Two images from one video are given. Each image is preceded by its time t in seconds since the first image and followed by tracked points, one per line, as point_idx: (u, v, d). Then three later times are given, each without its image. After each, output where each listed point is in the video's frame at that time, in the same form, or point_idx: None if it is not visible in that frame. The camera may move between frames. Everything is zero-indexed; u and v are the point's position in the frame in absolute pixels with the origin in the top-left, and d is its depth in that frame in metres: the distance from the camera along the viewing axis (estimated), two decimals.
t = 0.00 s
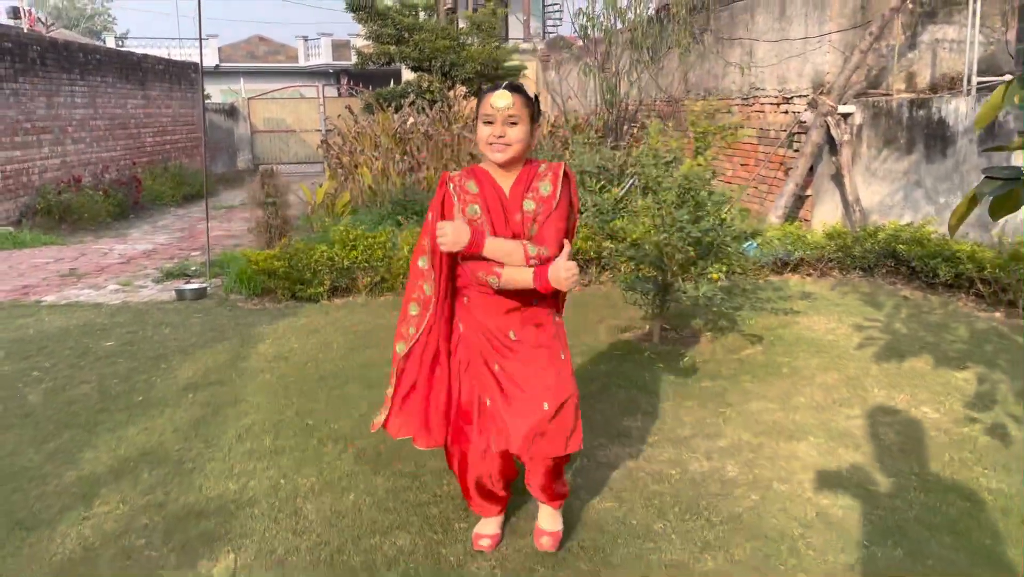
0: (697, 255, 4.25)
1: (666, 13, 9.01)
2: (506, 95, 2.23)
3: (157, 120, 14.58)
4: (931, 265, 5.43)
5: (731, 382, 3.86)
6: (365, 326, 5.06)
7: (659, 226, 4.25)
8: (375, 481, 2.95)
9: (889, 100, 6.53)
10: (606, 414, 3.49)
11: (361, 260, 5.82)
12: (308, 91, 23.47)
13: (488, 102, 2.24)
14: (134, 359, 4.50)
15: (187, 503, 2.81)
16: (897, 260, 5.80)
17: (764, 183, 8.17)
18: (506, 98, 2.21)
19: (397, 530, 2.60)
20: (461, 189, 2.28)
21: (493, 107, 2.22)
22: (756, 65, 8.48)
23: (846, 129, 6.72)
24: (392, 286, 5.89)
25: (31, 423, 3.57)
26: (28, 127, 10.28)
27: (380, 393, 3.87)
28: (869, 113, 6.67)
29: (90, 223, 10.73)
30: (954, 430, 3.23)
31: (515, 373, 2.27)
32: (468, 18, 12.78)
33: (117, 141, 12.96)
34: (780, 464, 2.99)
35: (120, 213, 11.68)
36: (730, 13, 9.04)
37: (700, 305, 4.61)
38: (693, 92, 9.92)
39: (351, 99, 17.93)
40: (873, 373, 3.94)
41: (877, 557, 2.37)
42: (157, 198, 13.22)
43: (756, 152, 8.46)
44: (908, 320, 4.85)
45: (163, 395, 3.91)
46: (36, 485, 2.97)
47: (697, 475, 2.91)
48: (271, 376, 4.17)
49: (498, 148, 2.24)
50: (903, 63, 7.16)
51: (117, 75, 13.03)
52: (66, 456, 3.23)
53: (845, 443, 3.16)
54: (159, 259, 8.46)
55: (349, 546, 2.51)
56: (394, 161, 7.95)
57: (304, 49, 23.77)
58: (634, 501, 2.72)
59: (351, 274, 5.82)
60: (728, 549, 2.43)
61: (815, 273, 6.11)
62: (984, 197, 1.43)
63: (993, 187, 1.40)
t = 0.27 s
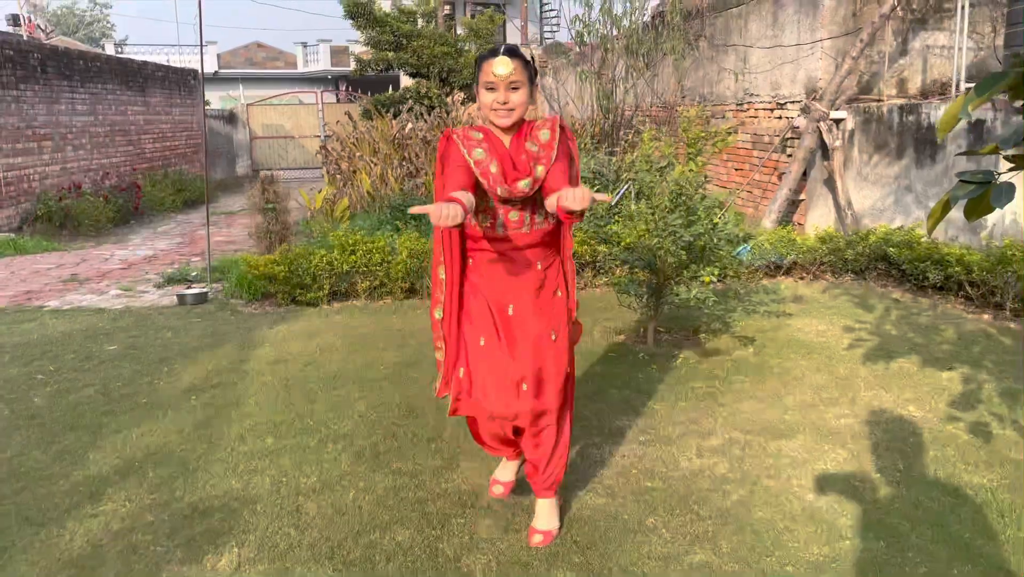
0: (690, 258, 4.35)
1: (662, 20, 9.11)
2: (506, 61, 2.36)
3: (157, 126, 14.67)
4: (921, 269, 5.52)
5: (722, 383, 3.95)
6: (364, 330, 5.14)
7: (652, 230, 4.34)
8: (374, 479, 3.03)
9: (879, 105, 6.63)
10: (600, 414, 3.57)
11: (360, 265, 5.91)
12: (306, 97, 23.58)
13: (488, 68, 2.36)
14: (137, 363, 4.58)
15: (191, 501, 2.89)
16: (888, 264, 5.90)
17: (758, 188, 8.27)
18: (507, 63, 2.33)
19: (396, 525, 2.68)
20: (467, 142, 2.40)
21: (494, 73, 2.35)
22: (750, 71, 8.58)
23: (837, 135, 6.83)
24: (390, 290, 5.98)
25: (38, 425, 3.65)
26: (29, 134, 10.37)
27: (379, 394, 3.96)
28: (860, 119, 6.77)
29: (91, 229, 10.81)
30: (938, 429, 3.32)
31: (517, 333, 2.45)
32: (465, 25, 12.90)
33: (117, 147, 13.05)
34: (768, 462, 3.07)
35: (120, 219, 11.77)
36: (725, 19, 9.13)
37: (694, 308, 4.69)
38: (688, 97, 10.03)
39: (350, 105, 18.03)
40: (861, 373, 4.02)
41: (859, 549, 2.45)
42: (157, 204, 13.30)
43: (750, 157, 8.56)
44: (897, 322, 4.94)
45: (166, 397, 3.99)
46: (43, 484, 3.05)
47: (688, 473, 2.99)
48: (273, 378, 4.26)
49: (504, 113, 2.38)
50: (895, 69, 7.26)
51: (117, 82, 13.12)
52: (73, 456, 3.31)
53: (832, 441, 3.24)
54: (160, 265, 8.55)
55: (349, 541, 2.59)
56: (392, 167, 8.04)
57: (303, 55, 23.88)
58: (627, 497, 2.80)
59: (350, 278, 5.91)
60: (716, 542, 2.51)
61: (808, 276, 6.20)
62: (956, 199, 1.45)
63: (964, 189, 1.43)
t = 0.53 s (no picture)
0: (682, 259, 4.46)
1: (655, 26, 9.23)
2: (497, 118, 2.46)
3: (155, 132, 14.76)
4: (910, 269, 5.63)
5: (713, 380, 4.04)
6: (363, 331, 5.24)
7: (644, 232, 4.44)
8: (375, 474, 3.12)
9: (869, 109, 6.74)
10: (593, 411, 3.67)
11: (359, 267, 6.01)
12: (304, 103, 23.70)
13: (479, 125, 2.47)
14: (140, 364, 4.67)
15: (197, 496, 2.97)
16: (877, 264, 6.00)
17: (751, 191, 8.39)
18: (497, 119, 2.44)
19: (396, 517, 2.77)
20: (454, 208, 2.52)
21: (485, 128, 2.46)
22: (743, 76, 8.70)
23: (828, 139, 6.94)
24: (388, 292, 6.08)
25: (44, 424, 3.74)
26: (29, 141, 10.46)
27: (378, 393, 4.05)
28: (849, 122, 6.90)
29: (91, 234, 10.90)
30: (922, 422, 3.42)
31: (512, 370, 2.56)
32: (461, 31, 13.04)
33: (116, 153, 13.13)
34: (757, 455, 3.17)
35: (119, 224, 11.85)
36: (718, 25, 9.25)
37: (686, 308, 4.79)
38: (682, 102, 10.16)
39: (347, 110, 18.14)
40: (849, 370, 4.12)
41: (843, 537, 2.54)
42: (155, 210, 13.38)
43: (743, 160, 8.67)
44: (886, 320, 5.04)
45: (170, 397, 4.08)
46: (52, 480, 3.13)
47: (678, 465, 3.09)
48: (274, 378, 4.34)
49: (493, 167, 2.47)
50: (884, 73, 7.39)
51: (116, 89, 13.21)
52: (80, 453, 3.39)
53: (819, 435, 3.34)
54: (160, 269, 8.64)
55: (350, 533, 2.68)
56: (390, 171, 8.15)
57: (300, 61, 24.01)
58: (618, 490, 2.90)
59: (349, 281, 6.01)
60: (705, 531, 2.60)
61: (799, 277, 6.31)
62: (931, 200, 1.46)
63: (937, 188, 1.44)
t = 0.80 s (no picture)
0: (673, 259, 4.55)
1: (648, 30, 9.34)
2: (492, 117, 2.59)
3: (151, 137, 14.83)
4: (898, 269, 5.74)
5: (705, 377, 4.15)
6: (361, 332, 5.33)
7: (638, 233, 4.54)
8: (376, 468, 3.21)
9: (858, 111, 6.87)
10: (588, 406, 3.77)
11: (357, 269, 6.10)
12: (299, 107, 23.79)
13: (477, 125, 2.58)
14: (143, 365, 4.76)
15: (203, 490, 3.06)
16: (867, 264, 6.12)
17: (743, 192, 8.50)
18: (493, 120, 2.56)
19: (397, 508, 2.87)
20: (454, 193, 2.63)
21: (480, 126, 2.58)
22: (734, 79, 8.81)
23: (818, 141, 7.03)
24: (386, 293, 6.18)
25: (51, 423, 3.83)
26: (26, 146, 10.52)
27: (378, 391, 4.14)
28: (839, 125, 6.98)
29: (88, 239, 10.97)
30: (907, 416, 3.53)
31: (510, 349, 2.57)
32: (455, 35, 13.15)
33: (112, 158, 13.20)
34: (746, 448, 3.27)
35: (116, 229, 11.92)
36: (710, 29, 9.37)
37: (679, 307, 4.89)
38: (675, 105, 10.28)
39: (343, 114, 18.24)
40: (837, 367, 4.23)
41: (827, 524, 2.64)
42: (152, 214, 13.46)
43: (735, 163, 8.78)
44: (874, 319, 5.15)
45: (174, 396, 4.17)
46: (61, 476, 3.22)
47: (671, 458, 3.19)
48: (275, 378, 4.43)
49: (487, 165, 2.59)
50: (873, 77, 7.52)
51: (112, 94, 13.28)
52: (88, 451, 3.48)
53: (806, 428, 3.44)
54: (158, 272, 8.71)
55: (353, 523, 2.77)
56: (386, 175, 8.25)
57: (294, 65, 24.10)
58: (612, 481, 3.00)
59: (347, 283, 6.10)
60: (695, 519, 2.70)
61: (790, 278, 6.41)
62: (907, 201, 1.50)
63: (915, 190, 1.48)
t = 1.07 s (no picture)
0: (665, 258, 4.61)
1: (641, 32, 9.44)
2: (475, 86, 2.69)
3: (146, 139, 14.86)
4: (887, 266, 5.82)
5: (697, 372, 4.22)
6: (357, 330, 5.39)
7: (630, 231, 4.62)
8: (374, 461, 3.28)
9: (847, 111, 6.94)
10: (582, 401, 3.83)
11: (353, 269, 6.16)
12: (293, 109, 23.85)
13: (465, 87, 2.64)
14: (142, 363, 4.81)
15: (204, 483, 3.12)
16: (857, 262, 6.20)
17: (736, 192, 8.58)
18: (478, 83, 2.63)
19: (395, 500, 2.93)
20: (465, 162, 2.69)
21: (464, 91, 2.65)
22: (726, 80, 8.90)
23: (808, 141, 7.13)
24: (382, 293, 6.24)
25: (53, 420, 3.88)
26: (22, 148, 10.56)
27: (375, 388, 4.20)
28: (830, 125, 7.07)
29: (84, 241, 11.01)
30: (894, 408, 3.60)
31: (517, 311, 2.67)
32: (450, 37, 13.23)
33: (107, 160, 13.23)
34: (736, 440, 3.34)
35: (111, 230, 11.96)
36: (703, 30, 9.46)
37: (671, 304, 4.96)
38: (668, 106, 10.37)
39: (337, 116, 18.29)
40: (827, 362, 4.31)
41: (815, 511, 2.70)
42: (147, 216, 13.49)
43: (727, 163, 8.86)
44: (863, 315, 5.24)
45: (174, 393, 4.22)
46: (64, 471, 3.27)
47: (663, 450, 3.25)
48: (273, 375, 4.49)
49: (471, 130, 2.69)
50: (863, 78, 7.61)
51: (106, 96, 13.31)
52: (89, 446, 3.53)
53: (795, 421, 3.51)
54: (155, 274, 8.76)
55: (352, 514, 2.83)
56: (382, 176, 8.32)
57: (289, 67, 24.16)
58: (605, 472, 3.06)
59: (344, 282, 6.16)
60: (686, 508, 2.76)
61: (782, 276, 6.51)
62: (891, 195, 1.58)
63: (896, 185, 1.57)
